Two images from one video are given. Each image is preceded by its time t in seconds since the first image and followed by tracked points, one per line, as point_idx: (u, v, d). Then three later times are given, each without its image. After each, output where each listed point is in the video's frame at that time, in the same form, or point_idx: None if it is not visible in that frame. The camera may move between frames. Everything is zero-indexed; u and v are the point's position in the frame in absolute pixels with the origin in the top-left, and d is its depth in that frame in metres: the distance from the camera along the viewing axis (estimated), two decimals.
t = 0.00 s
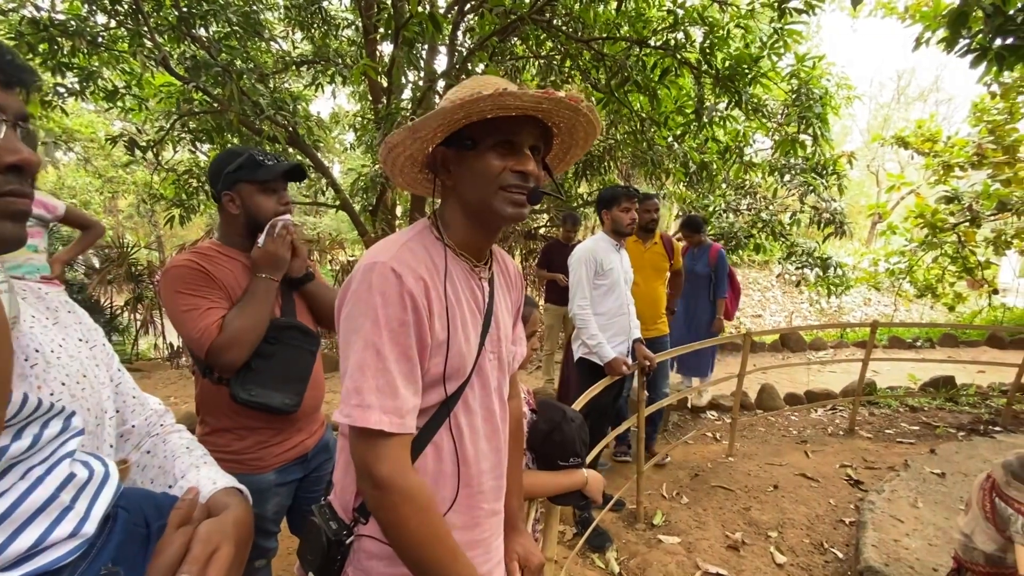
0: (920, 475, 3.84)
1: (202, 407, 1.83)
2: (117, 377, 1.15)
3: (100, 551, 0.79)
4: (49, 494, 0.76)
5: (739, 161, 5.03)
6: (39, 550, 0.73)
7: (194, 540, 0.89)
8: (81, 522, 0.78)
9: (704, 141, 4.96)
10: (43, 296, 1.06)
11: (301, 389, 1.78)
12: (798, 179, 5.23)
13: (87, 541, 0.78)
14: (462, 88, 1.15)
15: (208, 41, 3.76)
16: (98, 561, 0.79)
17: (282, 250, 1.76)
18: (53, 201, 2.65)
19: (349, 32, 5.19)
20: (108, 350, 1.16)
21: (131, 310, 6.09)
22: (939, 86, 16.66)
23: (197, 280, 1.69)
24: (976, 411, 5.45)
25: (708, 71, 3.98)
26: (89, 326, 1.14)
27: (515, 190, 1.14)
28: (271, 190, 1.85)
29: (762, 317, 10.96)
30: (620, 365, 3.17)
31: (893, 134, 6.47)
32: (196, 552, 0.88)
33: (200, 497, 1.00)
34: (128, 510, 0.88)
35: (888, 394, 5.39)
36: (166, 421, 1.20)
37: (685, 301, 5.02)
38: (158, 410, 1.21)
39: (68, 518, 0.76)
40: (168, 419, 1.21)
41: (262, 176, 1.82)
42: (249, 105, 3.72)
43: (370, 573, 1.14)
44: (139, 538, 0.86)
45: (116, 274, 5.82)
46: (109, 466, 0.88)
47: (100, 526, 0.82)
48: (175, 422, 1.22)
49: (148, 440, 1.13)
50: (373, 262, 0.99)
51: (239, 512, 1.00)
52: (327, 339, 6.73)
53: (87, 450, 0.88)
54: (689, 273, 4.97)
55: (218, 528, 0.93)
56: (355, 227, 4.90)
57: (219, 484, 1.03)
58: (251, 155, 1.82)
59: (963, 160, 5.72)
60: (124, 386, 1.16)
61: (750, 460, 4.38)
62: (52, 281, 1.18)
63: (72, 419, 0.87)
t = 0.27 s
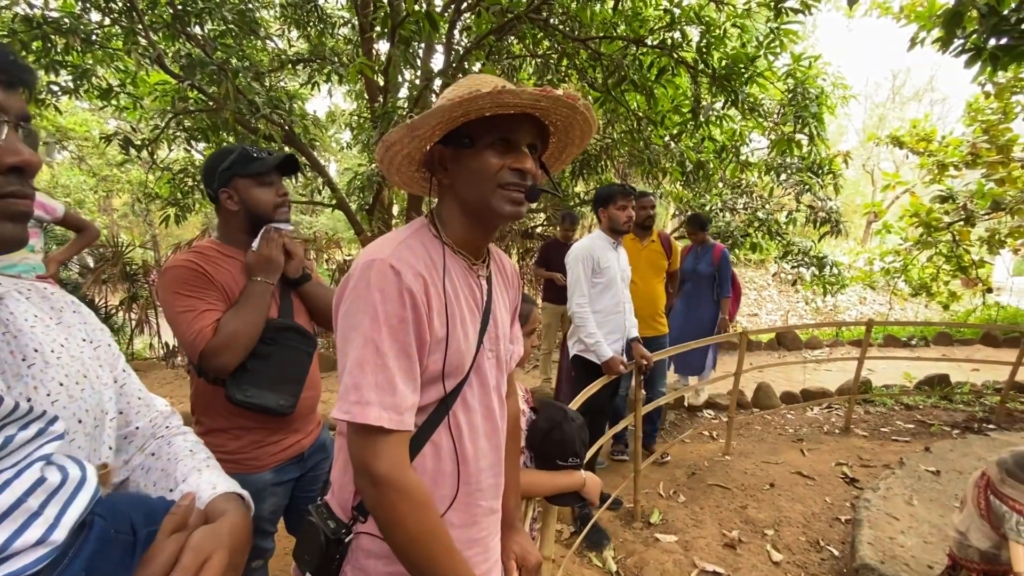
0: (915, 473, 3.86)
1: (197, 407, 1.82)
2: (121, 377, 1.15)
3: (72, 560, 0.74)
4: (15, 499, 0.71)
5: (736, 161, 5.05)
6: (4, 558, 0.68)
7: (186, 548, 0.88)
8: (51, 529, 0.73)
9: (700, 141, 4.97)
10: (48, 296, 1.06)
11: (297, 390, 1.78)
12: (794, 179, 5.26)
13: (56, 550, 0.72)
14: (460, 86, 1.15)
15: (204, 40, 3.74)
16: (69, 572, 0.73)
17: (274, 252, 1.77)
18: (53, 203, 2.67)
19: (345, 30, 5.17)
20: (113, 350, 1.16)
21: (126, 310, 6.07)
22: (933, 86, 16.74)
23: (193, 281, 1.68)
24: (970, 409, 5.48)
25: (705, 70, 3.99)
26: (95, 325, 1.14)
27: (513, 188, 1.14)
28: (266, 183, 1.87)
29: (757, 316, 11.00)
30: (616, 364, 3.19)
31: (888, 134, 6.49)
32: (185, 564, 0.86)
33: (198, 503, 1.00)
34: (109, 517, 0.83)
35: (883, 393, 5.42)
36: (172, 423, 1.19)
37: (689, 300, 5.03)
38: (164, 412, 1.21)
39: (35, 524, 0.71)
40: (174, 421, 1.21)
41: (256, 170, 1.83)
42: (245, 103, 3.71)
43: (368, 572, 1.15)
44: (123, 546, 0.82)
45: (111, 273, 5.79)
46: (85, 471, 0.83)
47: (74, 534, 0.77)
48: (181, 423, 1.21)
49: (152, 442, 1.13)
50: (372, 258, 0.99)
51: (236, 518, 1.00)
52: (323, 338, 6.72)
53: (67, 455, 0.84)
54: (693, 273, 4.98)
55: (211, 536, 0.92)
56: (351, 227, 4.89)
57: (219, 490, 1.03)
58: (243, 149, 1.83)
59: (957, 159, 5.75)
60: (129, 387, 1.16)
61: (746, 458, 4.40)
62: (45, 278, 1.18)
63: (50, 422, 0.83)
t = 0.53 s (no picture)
0: (908, 469, 3.89)
1: (192, 405, 1.81)
2: (124, 375, 1.15)
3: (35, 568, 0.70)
4: None
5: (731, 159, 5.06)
6: None
7: (172, 554, 0.86)
8: (11, 534, 0.68)
9: (696, 139, 4.98)
10: (51, 292, 1.07)
11: (294, 390, 1.79)
12: (789, 177, 5.30)
13: (14, 558, 0.68)
14: (455, 84, 1.15)
15: (197, 37, 3.72)
16: None
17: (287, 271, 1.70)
18: (47, 202, 2.67)
19: (339, 28, 5.16)
20: (117, 348, 1.16)
21: (120, 309, 6.04)
22: (927, 85, 16.82)
23: (185, 288, 1.66)
24: (962, 406, 5.52)
25: (700, 69, 4.00)
26: (98, 322, 1.14)
27: (508, 185, 1.14)
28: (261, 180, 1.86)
29: (752, 314, 11.05)
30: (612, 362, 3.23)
31: (881, 132, 6.53)
32: (171, 568, 0.84)
33: (191, 506, 0.99)
34: (83, 522, 0.78)
35: (877, 390, 5.46)
36: (177, 422, 1.19)
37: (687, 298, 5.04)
38: (168, 411, 1.21)
39: None
40: (179, 420, 1.20)
41: (251, 168, 1.83)
42: (239, 101, 3.70)
43: (362, 568, 1.15)
44: (99, 553, 0.77)
45: (104, 272, 5.77)
46: (61, 474, 0.78)
47: (40, 540, 0.72)
48: (185, 422, 1.21)
49: (157, 440, 1.13)
50: (367, 255, 0.99)
51: (229, 521, 1.00)
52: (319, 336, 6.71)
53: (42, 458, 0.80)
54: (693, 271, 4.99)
55: (201, 541, 0.91)
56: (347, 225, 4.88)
57: (213, 492, 1.03)
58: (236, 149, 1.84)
59: (950, 158, 5.79)
60: (132, 385, 1.16)
61: (741, 455, 4.42)
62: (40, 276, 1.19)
63: (25, 425, 0.80)
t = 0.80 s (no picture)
0: (902, 463, 3.92)
1: (188, 401, 1.80)
2: (118, 370, 1.14)
3: (34, 558, 0.72)
4: None
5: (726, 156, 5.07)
6: None
7: (165, 549, 0.85)
8: (11, 524, 0.71)
9: (692, 136, 4.99)
10: (45, 286, 1.06)
11: (291, 384, 1.78)
12: (785, 174, 5.32)
13: (16, 548, 0.71)
14: (448, 75, 1.15)
15: (191, 33, 3.70)
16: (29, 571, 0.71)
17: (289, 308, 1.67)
18: (42, 199, 2.66)
19: (335, 24, 5.14)
20: (111, 343, 1.15)
21: (114, 307, 6.00)
22: (922, 82, 16.86)
23: (173, 294, 1.65)
24: (956, 401, 5.56)
25: (696, 65, 4.00)
26: (92, 318, 1.13)
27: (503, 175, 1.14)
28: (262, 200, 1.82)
29: (748, 310, 11.08)
30: (608, 358, 3.20)
31: (876, 129, 6.54)
32: (164, 564, 0.84)
33: (185, 501, 1.00)
34: (81, 514, 0.80)
35: (871, 385, 5.48)
36: (169, 418, 1.19)
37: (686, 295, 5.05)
38: (161, 406, 1.20)
39: None
40: (172, 416, 1.21)
41: (248, 183, 1.78)
42: (234, 98, 3.68)
43: (358, 561, 1.15)
44: (95, 545, 0.79)
45: (99, 270, 5.73)
46: (60, 469, 0.81)
47: (39, 531, 0.75)
48: (177, 418, 1.21)
49: (149, 436, 1.13)
50: (361, 247, 0.99)
51: (223, 515, 1.00)
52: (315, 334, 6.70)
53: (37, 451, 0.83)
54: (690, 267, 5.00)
55: (195, 537, 0.91)
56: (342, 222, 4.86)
57: (208, 487, 1.03)
58: (248, 159, 1.77)
59: (945, 155, 5.80)
60: (126, 380, 1.15)
61: (737, 451, 4.44)
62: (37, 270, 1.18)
63: (23, 419, 0.82)
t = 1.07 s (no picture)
0: (899, 460, 3.93)
1: (186, 400, 1.79)
2: (105, 369, 1.14)
3: (51, 549, 0.75)
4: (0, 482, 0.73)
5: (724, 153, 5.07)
6: None
7: (168, 541, 0.88)
8: (32, 514, 0.74)
9: (689, 133, 4.99)
10: (31, 285, 1.05)
11: (289, 383, 1.78)
12: (783, 171, 5.32)
13: (36, 538, 0.74)
14: (444, 70, 1.15)
15: (187, 30, 3.68)
16: (47, 560, 0.74)
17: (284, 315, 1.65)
18: (37, 197, 2.65)
19: (331, 21, 5.12)
20: (97, 342, 1.15)
21: (111, 306, 5.98)
22: (919, 79, 16.88)
23: (167, 295, 1.64)
24: (953, 397, 5.57)
25: (694, 62, 4.00)
26: (78, 317, 1.13)
27: (502, 169, 1.14)
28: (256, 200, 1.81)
29: (746, 308, 11.10)
30: (606, 355, 3.20)
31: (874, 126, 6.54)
32: (168, 555, 0.86)
33: (181, 496, 0.99)
34: (91, 507, 0.84)
35: (869, 382, 5.50)
36: (157, 416, 1.19)
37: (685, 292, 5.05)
38: (149, 405, 1.20)
39: (18, 508, 0.73)
40: (159, 414, 1.20)
41: (242, 183, 1.76)
42: (230, 95, 3.67)
43: (356, 560, 1.15)
44: (103, 537, 0.82)
45: (95, 269, 5.71)
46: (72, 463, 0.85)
47: (55, 522, 0.78)
48: (165, 416, 1.21)
49: (136, 435, 1.13)
50: (357, 245, 0.98)
51: (220, 509, 1.00)
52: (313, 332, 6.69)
53: (50, 447, 0.86)
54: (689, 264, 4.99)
55: (195, 529, 0.93)
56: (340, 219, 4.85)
57: (202, 483, 1.03)
58: (243, 158, 1.76)
59: (942, 152, 5.80)
60: (113, 379, 1.15)
61: (734, 447, 4.45)
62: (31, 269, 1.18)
63: (34, 413, 0.85)
